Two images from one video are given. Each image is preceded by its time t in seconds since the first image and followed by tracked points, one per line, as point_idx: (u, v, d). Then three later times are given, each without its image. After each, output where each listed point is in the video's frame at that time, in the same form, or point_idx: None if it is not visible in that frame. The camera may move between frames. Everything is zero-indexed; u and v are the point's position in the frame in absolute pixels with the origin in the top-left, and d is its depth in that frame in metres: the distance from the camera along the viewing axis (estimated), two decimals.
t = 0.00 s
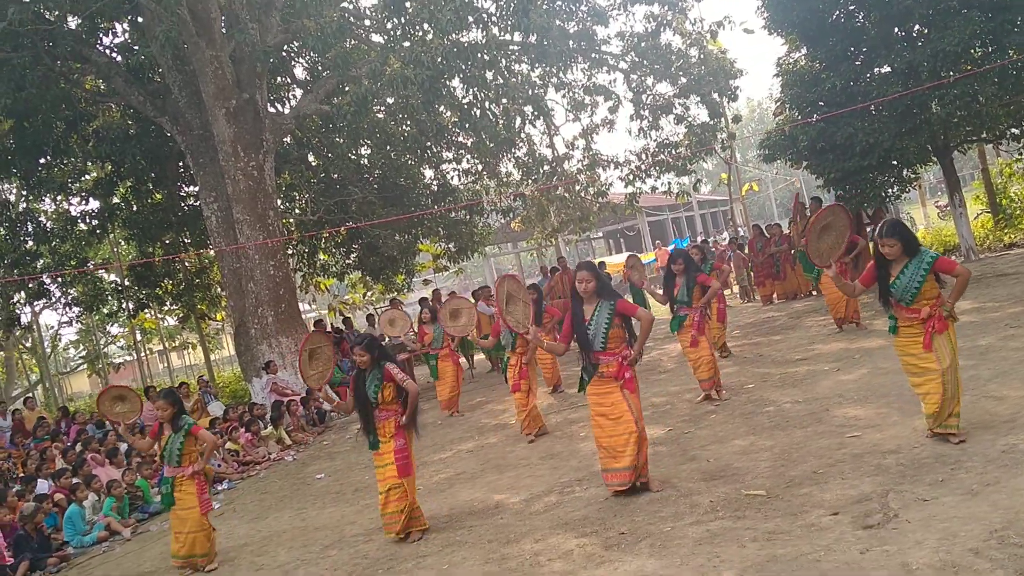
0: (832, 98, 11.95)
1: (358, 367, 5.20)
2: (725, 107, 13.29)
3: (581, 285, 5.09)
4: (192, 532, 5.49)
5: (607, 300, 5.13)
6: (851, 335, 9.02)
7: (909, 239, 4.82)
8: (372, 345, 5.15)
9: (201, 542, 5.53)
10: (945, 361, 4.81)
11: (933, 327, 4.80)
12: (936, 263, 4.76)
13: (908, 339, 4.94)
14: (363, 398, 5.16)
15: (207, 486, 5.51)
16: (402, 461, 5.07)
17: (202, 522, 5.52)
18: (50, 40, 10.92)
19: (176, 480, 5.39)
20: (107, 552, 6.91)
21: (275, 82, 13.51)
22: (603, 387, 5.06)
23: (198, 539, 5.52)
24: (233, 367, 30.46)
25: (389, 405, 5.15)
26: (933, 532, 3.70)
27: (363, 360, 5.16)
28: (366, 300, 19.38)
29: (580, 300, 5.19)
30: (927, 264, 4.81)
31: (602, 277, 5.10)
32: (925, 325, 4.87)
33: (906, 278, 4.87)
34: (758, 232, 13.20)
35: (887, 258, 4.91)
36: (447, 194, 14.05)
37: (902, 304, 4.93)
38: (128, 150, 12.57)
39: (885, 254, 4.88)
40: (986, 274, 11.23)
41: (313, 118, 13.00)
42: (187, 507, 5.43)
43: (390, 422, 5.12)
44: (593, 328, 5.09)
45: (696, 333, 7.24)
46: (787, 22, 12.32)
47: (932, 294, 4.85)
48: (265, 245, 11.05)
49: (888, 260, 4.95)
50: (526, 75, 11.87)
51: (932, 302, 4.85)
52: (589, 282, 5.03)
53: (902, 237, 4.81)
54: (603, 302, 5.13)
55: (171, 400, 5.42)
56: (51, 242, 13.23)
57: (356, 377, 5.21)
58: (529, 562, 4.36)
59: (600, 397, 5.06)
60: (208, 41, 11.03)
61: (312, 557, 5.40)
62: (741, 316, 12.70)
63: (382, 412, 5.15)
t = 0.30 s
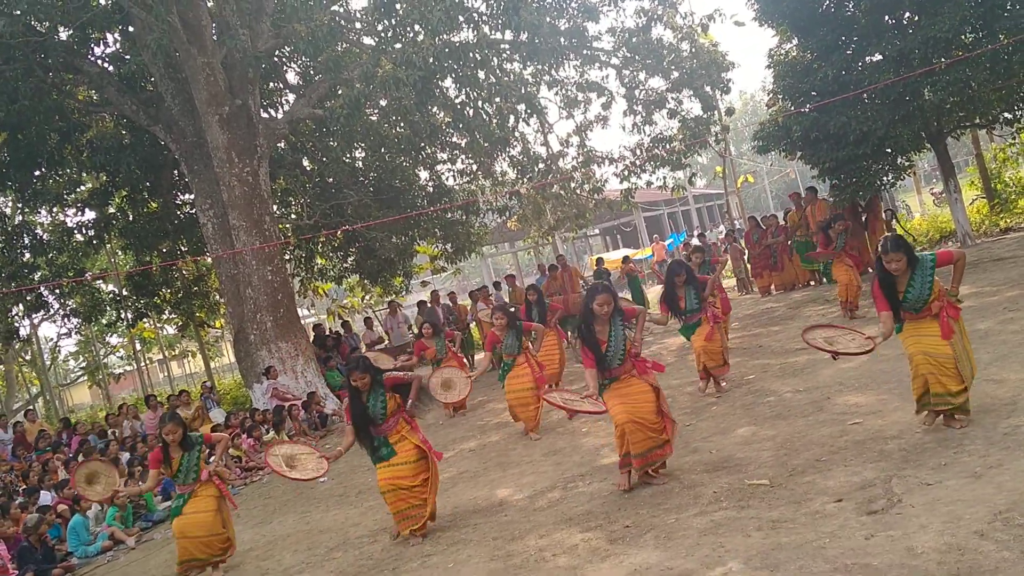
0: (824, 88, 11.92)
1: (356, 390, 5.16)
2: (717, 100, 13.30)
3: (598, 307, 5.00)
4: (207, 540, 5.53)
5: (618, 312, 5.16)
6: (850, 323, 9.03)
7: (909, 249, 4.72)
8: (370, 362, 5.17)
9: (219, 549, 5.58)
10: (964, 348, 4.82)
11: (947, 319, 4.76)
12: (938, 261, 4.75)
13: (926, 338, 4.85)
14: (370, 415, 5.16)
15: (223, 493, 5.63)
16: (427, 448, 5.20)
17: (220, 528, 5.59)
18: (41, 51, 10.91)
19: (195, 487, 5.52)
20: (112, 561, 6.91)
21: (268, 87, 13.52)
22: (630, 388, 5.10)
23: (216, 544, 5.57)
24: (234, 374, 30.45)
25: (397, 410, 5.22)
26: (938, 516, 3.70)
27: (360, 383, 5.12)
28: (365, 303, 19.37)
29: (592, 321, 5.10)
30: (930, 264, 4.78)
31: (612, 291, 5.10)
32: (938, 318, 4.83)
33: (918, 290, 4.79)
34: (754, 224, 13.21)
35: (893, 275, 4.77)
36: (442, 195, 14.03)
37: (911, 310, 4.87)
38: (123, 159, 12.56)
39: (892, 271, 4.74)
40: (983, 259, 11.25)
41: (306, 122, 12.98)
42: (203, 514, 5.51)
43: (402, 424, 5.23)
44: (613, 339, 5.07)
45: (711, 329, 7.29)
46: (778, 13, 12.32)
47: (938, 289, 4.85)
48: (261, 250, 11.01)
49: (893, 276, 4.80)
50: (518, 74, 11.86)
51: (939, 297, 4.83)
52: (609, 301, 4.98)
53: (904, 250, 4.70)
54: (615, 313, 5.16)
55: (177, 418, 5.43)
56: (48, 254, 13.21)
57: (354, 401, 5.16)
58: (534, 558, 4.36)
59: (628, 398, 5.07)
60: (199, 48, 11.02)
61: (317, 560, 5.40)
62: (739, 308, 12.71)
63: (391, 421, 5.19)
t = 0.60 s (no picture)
0: (827, 67, 11.86)
1: (356, 377, 5.00)
2: (719, 82, 13.20)
3: (610, 281, 4.89)
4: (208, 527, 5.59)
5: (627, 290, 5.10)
6: (854, 303, 9.01)
7: (916, 214, 4.59)
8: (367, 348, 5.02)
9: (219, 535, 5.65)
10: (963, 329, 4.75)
11: (946, 295, 4.72)
12: (948, 230, 4.62)
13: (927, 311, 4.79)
14: (371, 400, 5.05)
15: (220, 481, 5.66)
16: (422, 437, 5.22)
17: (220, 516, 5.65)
18: (40, 40, 10.84)
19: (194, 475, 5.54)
20: (120, 548, 6.94)
21: (268, 74, 13.46)
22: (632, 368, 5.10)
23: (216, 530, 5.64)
24: (238, 362, 30.50)
25: (394, 396, 5.18)
26: (945, 492, 3.69)
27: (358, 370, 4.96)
28: (368, 290, 19.35)
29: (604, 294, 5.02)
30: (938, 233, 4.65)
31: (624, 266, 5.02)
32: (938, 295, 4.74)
33: (925, 256, 4.65)
34: (757, 205, 13.16)
35: (900, 238, 4.64)
36: (444, 180, 13.95)
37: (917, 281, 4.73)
38: (123, 148, 12.51)
39: (897, 235, 4.60)
40: (987, 237, 11.20)
41: (307, 108, 12.93)
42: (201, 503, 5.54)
43: (399, 411, 5.17)
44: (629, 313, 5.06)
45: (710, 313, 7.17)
46: None
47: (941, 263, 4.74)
48: (264, 237, 11.01)
49: (899, 242, 4.66)
50: (519, 57, 11.75)
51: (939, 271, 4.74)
52: (623, 275, 4.88)
53: (911, 213, 4.57)
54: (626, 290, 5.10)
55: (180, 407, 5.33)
56: (50, 244, 13.20)
57: (354, 386, 5.04)
58: (541, 539, 4.37)
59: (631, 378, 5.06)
60: (198, 34, 10.97)
61: (325, 544, 5.42)
62: (743, 290, 12.67)
63: (389, 406, 5.14)
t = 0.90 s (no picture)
0: (835, 43, 11.71)
1: (361, 338, 5.12)
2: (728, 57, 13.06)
3: (602, 237, 4.98)
4: (206, 504, 5.54)
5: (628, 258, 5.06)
6: (861, 280, 8.97)
7: (922, 172, 4.60)
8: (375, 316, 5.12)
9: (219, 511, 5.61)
10: (964, 305, 4.62)
11: (947, 268, 4.60)
12: (956, 198, 4.54)
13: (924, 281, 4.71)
14: (369, 370, 5.09)
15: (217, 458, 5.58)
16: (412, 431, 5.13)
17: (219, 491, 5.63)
18: (46, 17, 10.79)
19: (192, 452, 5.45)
20: (130, 523, 7.02)
21: (273, 50, 13.39)
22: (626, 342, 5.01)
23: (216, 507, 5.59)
24: (246, 339, 30.64)
25: (392, 376, 5.14)
26: (950, 467, 3.69)
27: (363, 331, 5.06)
28: (374, 268, 19.37)
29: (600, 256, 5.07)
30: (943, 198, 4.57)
31: (626, 232, 5.03)
32: (940, 265, 4.64)
33: (925, 215, 4.63)
34: (764, 182, 13.07)
35: (902, 193, 4.67)
36: (450, 158, 13.88)
37: (918, 243, 4.69)
38: (129, 125, 12.48)
39: (897, 187, 4.63)
40: (996, 214, 11.11)
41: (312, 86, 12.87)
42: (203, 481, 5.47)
43: (392, 394, 5.13)
44: (621, 278, 4.99)
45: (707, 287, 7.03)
46: None
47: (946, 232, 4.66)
48: (270, 214, 11.01)
49: (901, 198, 4.69)
50: (525, 33, 11.62)
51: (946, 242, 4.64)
52: (613, 233, 4.95)
53: (916, 168, 4.58)
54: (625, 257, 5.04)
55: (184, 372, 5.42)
56: (57, 221, 13.23)
57: (358, 348, 5.13)
58: (547, 514, 4.39)
59: (621, 350, 5.01)
60: (204, 10, 10.91)
61: (333, 519, 5.47)
62: (750, 267, 12.63)
63: (383, 384, 5.12)
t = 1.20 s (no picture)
0: (832, 40, 11.73)
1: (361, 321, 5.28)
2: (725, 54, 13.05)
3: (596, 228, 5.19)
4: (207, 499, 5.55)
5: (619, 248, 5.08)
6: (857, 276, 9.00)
7: (921, 166, 4.67)
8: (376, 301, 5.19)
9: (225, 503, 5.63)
10: (949, 302, 4.70)
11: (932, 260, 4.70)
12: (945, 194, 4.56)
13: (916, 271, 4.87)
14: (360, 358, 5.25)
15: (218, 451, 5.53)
16: (398, 416, 5.02)
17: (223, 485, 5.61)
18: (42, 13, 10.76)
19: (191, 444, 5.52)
20: (126, 518, 7.03)
21: (270, 47, 13.37)
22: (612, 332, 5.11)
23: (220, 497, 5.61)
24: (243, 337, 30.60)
25: (384, 362, 5.16)
26: (945, 462, 3.70)
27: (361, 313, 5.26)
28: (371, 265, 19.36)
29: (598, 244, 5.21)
30: (934, 193, 4.68)
31: (618, 224, 5.03)
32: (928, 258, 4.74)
33: (914, 207, 4.79)
34: (760, 179, 13.08)
35: (903, 182, 4.81)
36: (448, 154, 13.87)
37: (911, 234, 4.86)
38: (127, 122, 12.47)
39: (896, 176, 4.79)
40: (993, 211, 11.13)
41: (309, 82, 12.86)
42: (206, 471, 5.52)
43: (386, 378, 5.13)
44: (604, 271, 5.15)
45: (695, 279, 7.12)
46: None
47: (940, 227, 4.69)
48: (267, 211, 11.00)
49: (903, 186, 4.84)
50: (522, 29, 11.59)
51: (938, 237, 4.70)
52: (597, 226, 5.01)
53: (914, 161, 4.66)
54: (615, 249, 5.10)
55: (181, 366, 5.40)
56: (54, 218, 13.22)
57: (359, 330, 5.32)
58: (543, 509, 4.40)
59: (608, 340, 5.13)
60: (200, 6, 10.87)
61: (329, 514, 5.48)
62: (747, 264, 12.64)
63: (377, 370, 5.16)
